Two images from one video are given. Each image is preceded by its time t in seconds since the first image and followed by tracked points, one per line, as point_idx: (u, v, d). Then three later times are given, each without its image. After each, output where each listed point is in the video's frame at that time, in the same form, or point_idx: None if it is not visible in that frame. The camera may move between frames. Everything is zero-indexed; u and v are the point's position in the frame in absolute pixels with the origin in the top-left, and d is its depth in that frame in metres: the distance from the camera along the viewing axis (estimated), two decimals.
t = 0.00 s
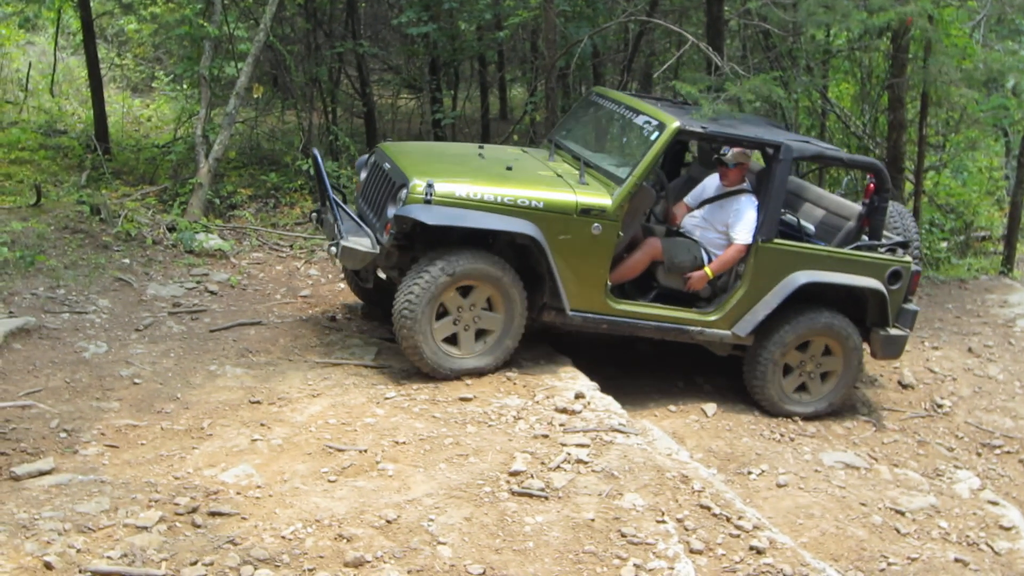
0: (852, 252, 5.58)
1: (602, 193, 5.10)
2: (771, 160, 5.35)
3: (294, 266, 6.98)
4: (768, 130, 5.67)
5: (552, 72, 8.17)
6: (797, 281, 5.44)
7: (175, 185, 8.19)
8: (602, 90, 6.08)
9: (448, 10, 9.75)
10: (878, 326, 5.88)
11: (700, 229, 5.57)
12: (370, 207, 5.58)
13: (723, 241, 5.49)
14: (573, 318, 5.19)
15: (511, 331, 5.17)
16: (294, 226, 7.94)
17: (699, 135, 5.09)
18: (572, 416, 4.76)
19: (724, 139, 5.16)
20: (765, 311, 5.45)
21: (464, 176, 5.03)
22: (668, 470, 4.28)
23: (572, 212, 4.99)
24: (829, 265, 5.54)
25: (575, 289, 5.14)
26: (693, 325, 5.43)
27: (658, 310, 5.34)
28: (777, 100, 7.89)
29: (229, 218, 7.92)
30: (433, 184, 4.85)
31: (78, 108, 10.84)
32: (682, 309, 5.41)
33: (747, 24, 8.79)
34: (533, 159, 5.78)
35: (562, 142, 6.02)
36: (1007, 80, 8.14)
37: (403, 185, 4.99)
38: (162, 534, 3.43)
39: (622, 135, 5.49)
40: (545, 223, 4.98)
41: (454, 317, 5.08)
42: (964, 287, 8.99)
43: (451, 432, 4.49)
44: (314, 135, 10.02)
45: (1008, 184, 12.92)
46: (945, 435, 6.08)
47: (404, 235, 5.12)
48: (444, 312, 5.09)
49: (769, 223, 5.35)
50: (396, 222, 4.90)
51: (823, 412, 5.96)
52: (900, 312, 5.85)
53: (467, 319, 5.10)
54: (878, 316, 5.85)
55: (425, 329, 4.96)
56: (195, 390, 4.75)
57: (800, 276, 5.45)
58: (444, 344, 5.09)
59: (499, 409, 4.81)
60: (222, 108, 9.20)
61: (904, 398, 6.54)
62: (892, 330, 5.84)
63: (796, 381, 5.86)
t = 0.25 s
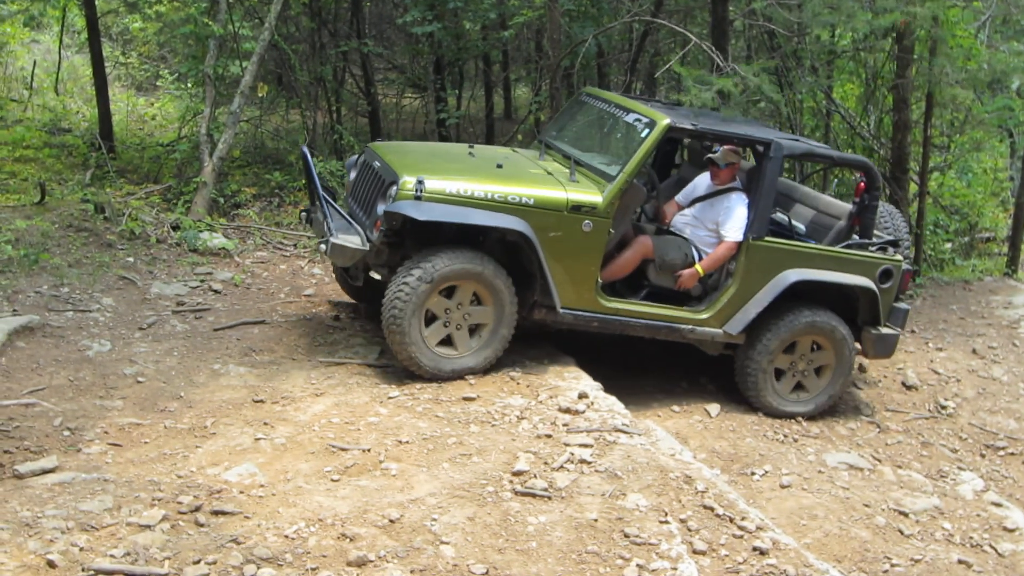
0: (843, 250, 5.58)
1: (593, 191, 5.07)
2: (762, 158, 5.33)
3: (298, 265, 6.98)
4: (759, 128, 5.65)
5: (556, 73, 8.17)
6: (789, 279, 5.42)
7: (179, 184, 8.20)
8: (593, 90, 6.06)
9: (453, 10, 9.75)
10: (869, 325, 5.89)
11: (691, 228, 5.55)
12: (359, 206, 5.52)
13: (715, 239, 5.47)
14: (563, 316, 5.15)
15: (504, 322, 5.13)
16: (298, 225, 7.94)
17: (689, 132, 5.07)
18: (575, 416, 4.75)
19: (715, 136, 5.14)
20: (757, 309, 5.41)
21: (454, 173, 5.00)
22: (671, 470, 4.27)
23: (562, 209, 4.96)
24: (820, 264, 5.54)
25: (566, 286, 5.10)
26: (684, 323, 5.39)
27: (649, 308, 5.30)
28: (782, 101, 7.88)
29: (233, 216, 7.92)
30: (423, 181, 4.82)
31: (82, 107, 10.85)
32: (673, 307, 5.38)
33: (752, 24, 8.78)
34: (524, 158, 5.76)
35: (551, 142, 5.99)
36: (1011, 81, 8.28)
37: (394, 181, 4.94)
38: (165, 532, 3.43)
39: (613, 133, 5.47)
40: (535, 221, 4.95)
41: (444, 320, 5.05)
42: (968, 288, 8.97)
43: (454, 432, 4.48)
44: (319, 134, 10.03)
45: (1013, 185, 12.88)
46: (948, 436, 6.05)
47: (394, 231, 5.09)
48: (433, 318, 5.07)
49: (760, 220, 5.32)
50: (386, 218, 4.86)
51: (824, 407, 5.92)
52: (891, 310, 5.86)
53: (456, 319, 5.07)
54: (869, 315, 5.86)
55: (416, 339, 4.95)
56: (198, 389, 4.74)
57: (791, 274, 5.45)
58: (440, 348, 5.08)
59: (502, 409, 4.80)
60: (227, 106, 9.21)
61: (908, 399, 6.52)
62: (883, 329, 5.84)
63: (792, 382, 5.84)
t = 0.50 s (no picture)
0: (834, 249, 5.56)
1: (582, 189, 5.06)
2: (751, 155, 5.32)
3: (303, 267, 6.98)
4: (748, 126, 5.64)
5: (561, 74, 8.16)
6: (779, 277, 5.40)
7: (184, 185, 8.21)
8: (580, 88, 6.04)
9: (457, 11, 9.74)
10: (860, 324, 5.87)
11: (681, 224, 5.52)
12: (346, 204, 5.51)
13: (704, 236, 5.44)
14: (552, 315, 5.12)
15: (492, 309, 5.06)
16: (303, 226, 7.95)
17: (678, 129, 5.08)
18: (580, 417, 4.74)
19: (703, 133, 5.14)
20: (747, 307, 5.40)
21: (442, 171, 4.98)
22: (676, 471, 4.26)
23: (551, 207, 4.94)
24: (811, 263, 5.52)
25: (555, 284, 5.08)
26: (673, 321, 5.37)
27: (638, 306, 5.28)
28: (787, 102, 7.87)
29: (238, 217, 7.93)
30: (411, 178, 4.81)
31: (87, 108, 10.87)
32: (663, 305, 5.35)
33: (757, 25, 8.78)
34: (513, 157, 5.74)
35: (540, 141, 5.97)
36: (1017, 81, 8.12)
37: (381, 179, 4.94)
38: (170, 533, 3.43)
39: (602, 130, 5.45)
40: (524, 218, 4.93)
41: (433, 326, 5.01)
42: (973, 289, 8.95)
43: (459, 433, 4.48)
44: (323, 135, 10.06)
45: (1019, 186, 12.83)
46: (953, 437, 6.03)
47: (382, 229, 5.08)
48: (422, 327, 5.03)
49: (750, 217, 5.31)
50: (373, 216, 4.85)
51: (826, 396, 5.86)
52: (881, 309, 5.84)
53: (444, 322, 5.03)
54: (860, 314, 5.83)
55: (410, 353, 4.94)
56: (203, 390, 4.75)
57: (783, 271, 5.43)
58: (438, 353, 5.07)
59: (507, 409, 4.80)
60: (231, 107, 9.23)
61: (913, 400, 6.49)
62: (873, 328, 5.83)
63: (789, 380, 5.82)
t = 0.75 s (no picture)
0: (820, 253, 5.54)
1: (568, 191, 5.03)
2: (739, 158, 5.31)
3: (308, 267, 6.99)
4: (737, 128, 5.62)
5: (567, 76, 8.17)
6: (765, 282, 5.39)
7: (189, 185, 8.23)
8: (568, 87, 6.03)
9: (464, 12, 9.75)
10: (846, 329, 5.87)
11: (667, 228, 5.51)
12: (328, 203, 5.43)
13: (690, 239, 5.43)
14: (535, 318, 5.08)
15: (469, 297, 4.96)
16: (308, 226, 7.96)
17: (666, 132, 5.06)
18: (584, 419, 4.74)
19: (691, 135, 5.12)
20: (732, 311, 5.38)
21: (426, 172, 4.92)
22: (680, 474, 4.25)
23: (536, 209, 4.91)
24: (797, 267, 5.50)
25: (538, 287, 5.04)
26: (658, 325, 5.34)
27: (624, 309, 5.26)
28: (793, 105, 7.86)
29: (244, 218, 7.94)
30: (394, 178, 4.72)
31: (93, 108, 10.89)
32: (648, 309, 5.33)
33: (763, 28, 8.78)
34: (498, 156, 5.70)
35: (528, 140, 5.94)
36: None
37: (364, 179, 4.84)
38: (174, 532, 3.43)
39: (588, 131, 5.43)
40: (508, 221, 4.90)
41: (418, 334, 4.95)
42: (978, 294, 8.92)
43: (464, 434, 4.47)
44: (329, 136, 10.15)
45: None
46: (957, 442, 6.00)
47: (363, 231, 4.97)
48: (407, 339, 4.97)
49: (737, 221, 5.29)
50: (355, 217, 4.73)
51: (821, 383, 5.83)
52: (868, 314, 5.85)
53: (427, 327, 4.96)
54: (846, 319, 5.84)
55: (405, 369, 4.91)
56: (208, 389, 4.75)
57: (768, 277, 5.41)
58: (432, 355, 5.02)
59: (511, 411, 4.79)
60: (238, 108, 9.25)
61: (918, 404, 6.47)
62: (859, 333, 5.83)
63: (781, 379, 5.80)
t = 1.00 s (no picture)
0: (801, 251, 5.54)
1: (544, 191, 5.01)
2: (717, 156, 5.29)
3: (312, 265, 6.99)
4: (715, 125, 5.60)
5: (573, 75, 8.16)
6: (744, 279, 5.36)
7: (195, 181, 8.24)
8: (544, 86, 6.01)
9: (470, 11, 9.74)
10: (826, 327, 5.82)
11: (646, 227, 5.49)
12: (302, 205, 5.37)
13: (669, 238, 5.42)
14: (513, 319, 5.06)
15: (434, 282, 4.86)
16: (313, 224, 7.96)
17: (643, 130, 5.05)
18: (587, 418, 4.73)
19: (667, 134, 5.10)
20: (712, 310, 5.36)
21: (400, 173, 4.89)
22: (684, 474, 4.24)
23: (512, 210, 4.89)
24: (776, 264, 5.48)
25: (515, 288, 5.02)
26: (638, 325, 5.32)
27: (602, 310, 5.23)
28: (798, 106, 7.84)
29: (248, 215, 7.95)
30: (367, 180, 4.69)
31: (99, 104, 10.91)
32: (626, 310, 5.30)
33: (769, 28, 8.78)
34: (475, 156, 5.67)
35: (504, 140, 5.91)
36: None
37: (337, 181, 4.79)
38: (177, 528, 3.43)
39: (565, 130, 5.42)
40: (484, 221, 4.87)
41: (400, 335, 4.90)
42: (983, 296, 8.90)
43: (467, 432, 4.47)
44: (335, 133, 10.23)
45: None
46: (960, 444, 5.98)
47: (338, 233, 4.91)
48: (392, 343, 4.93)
49: (716, 219, 5.27)
50: (328, 219, 4.68)
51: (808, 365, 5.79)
52: (848, 312, 5.82)
53: (404, 326, 4.90)
54: (825, 317, 5.80)
55: (399, 373, 4.90)
56: (212, 386, 4.75)
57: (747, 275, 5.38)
58: (422, 348, 4.98)
59: (514, 410, 4.78)
60: (243, 105, 9.26)
61: (921, 406, 6.45)
62: (840, 330, 5.78)
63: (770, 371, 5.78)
